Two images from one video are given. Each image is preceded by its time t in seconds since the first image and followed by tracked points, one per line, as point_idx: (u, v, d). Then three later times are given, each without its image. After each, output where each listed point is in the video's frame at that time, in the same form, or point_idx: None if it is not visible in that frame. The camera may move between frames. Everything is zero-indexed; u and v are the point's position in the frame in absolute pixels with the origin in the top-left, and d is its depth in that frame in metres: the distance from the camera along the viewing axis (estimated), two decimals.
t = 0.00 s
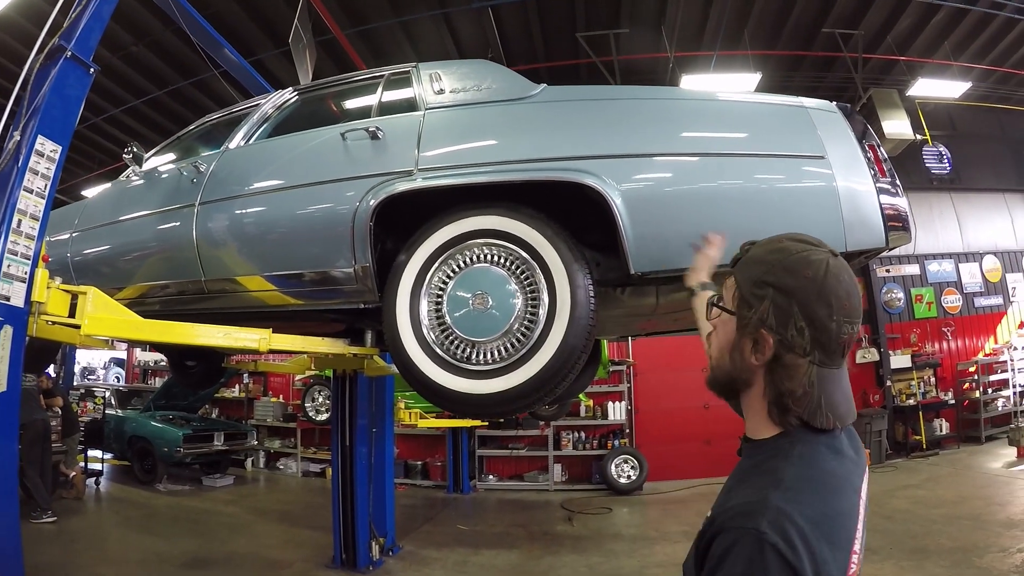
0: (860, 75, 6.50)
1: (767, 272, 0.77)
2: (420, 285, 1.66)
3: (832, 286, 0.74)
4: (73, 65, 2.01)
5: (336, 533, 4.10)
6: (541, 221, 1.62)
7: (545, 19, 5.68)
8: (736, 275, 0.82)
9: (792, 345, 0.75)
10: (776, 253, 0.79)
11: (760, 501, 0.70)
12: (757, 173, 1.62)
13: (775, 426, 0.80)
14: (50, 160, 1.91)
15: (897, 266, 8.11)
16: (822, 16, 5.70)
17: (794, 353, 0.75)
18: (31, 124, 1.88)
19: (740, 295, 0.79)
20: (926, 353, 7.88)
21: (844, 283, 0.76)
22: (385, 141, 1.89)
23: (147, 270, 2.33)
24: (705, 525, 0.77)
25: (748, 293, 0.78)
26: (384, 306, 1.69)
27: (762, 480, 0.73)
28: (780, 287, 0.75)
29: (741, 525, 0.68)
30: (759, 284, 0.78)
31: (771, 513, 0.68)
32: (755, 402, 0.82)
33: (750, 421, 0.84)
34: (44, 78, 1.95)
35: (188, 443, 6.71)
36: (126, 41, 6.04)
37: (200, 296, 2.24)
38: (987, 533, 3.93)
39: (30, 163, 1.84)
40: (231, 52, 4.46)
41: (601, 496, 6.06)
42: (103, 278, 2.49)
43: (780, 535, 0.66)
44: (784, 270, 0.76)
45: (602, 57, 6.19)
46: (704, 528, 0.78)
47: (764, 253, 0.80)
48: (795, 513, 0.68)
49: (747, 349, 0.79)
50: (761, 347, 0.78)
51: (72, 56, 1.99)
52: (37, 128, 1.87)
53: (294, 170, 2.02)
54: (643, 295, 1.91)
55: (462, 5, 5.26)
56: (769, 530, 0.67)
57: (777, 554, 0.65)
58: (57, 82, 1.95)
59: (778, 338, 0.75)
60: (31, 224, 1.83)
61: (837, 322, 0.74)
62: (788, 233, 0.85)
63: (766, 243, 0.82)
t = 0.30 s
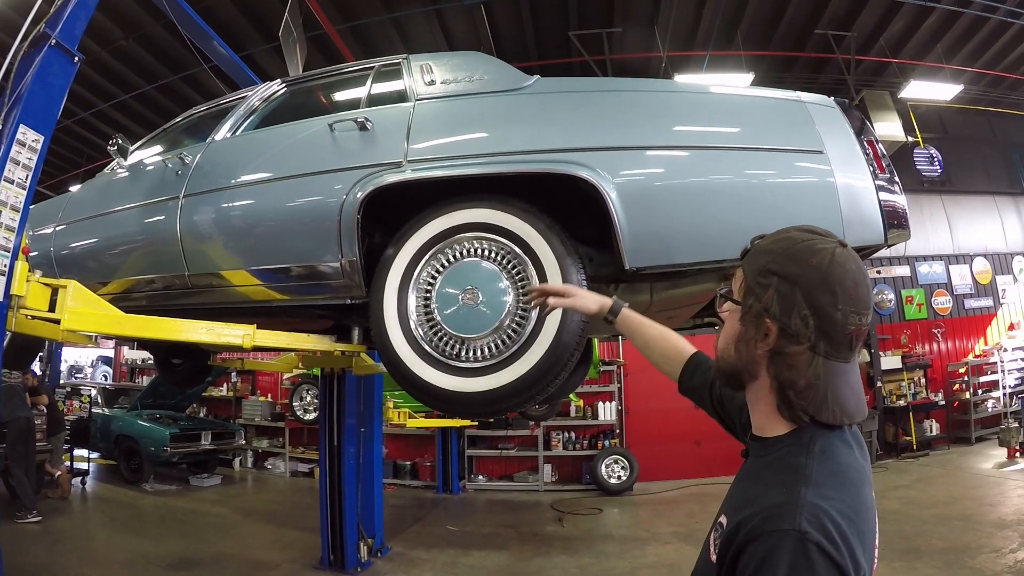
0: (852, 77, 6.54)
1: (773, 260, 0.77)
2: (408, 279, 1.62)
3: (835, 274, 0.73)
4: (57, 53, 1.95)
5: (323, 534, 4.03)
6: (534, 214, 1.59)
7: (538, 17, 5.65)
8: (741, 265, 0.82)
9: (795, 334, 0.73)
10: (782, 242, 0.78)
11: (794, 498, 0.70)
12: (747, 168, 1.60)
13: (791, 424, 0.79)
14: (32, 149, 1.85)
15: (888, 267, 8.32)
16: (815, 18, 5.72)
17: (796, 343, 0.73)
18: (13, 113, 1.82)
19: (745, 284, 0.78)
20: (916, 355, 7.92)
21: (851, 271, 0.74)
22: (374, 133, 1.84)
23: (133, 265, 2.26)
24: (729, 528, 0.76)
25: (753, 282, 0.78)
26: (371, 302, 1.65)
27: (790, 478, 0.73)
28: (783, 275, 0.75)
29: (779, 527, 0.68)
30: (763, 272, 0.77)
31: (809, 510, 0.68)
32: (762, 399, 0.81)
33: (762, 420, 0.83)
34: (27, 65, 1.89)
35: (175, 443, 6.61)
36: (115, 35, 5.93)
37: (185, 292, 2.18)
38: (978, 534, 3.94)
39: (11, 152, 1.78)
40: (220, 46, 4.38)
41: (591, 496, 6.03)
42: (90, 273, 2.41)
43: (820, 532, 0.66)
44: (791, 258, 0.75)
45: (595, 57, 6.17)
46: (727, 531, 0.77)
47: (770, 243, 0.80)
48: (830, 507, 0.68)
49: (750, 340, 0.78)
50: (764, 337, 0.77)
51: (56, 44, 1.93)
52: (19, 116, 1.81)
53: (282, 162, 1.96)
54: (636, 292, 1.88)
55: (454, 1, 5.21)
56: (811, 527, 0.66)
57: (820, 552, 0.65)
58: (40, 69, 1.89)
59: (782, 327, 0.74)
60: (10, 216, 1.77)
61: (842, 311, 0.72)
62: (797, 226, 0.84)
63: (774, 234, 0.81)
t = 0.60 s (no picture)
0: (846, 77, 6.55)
1: (803, 253, 0.78)
2: (397, 273, 1.57)
3: (860, 267, 0.78)
4: (42, 42, 1.90)
5: (311, 536, 3.98)
6: (526, 207, 1.55)
7: (532, 15, 5.61)
8: (762, 258, 0.81)
9: (835, 330, 0.76)
10: (805, 234, 0.80)
11: (809, 495, 0.71)
12: (740, 163, 1.57)
13: (799, 419, 0.83)
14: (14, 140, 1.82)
15: (881, 268, 8.38)
16: (810, 18, 5.72)
17: (839, 338, 0.76)
18: None
19: (777, 279, 0.78)
20: (908, 355, 7.94)
21: (865, 262, 0.80)
22: (363, 124, 1.80)
23: (119, 259, 2.20)
24: (741, 532, 0.76)
25: (784, 276, 0.78)
26: (358, 297, 1.60)
27: (802, 476, 0.74)
28: (819, 271, 0.76)
29: (797, 523, 0.68)
30: (794, 265, 0.78)
31: (825, 504, 0.69)
32: (778, 396, 0.84)
33: (771, 421, 0.86)
34: (10, 53, 1.84)
35: (163, 442, 6.51)
36: (105, 30, 5.82)
37: (172, 287, 2.12)
38: (972, 534, 3.94)
39: None
40: (211, 39, 4.30)
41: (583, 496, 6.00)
42: (76, 268, 2.33)
43: (839, 526, 0.67)
44: (822, 253, 0.77)
45: (588, 56, 6.15)
46: (738, 535, 0.77)
47: (790, 235, 0.81)
48: (845, 501, 0.70)
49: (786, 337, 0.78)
50: (801, 334, 0.78)
51: (41, 32, 1.89)
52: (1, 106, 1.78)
53: (269, 153, 1.92)
54: (631, 288, 1.84)
55: None
56: (829, 521, 0.67)
57: (843, 546, 0.66)
58: (24, 58, 1.85)
59: (824, 323, 0.75)
60: None
61: (866, 303, 0.78)
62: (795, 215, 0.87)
63: (786, 224, 0.83)
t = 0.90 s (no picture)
0: (842, 78, 6.57)
1: (810, 247, 0.78)
2: (390, 271, 1.55)
3: (868, 257, 0.77)
4: (31, 35, 1.97)
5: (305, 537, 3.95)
6: (522, 204, 1.53)
7: (528, 15, 5.60)
8: (768, 254, 0.81)
9: (847, 324, 0.75)
10: (812, 226, 0.79)
11: (820, 496, 0.69)
12: (735, 161, 1.55)
13: (810, 418, 0.81)
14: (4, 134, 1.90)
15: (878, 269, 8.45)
16: (807, 18, 5.73)
17: (852, 332, 0.75)
18: None
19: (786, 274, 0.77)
20: (904, 356, 7.96)
21: (874, 254, 0.79)
22: (356, 120, 1.77)
23: (111, 257, 2.16)
24: (748, 537, 0.74)
25: (792, 271, 0.77)
26: (351, 296, 1.57)
27: (813, 478, 0.72)
28: (827, 264, 0.76)
29: (804, 526, 0.66)
30: (802, 260, 0.77)
31: (836, 507, 0.67)
32: (788, 396, 0.82)
33: (779, 422, 0.84)
34: None
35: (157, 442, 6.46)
36: (100, 27, 5.77)
37: (164, 286, 2.08)
38: (970, 535, 3.94)
39: None
40: (206, 36, 4.25)
41: (578, 497, 5.98)
42: (69, 266, 2.29)
43: (848, 531, 0.65)
44: (829, 246, 0.77)
45: (584, 55, 6.14)
46: (745, 540, 0.75)
47: (796, 228, 0.80)
48: (856, 504, 0.67)
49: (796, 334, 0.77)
50: (813, 330, 0.76)
51: (31, 26, 1.96)
52: None
53: (260, 149, 1.89)
54: (628, 288, 1.82)
55: None
56: (838, 524, 0.65)
57: (850, 552, 0.63)
58: (14, 53, 1.91)
59: (835, 317, 0.74)
60: None
61: (876, 294, 0.77)
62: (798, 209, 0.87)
63: (790, 219, 0.82)
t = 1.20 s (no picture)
0: (839, 80, 6.59)
1: (797, 244, 0.79)
2: (386, 271, 1.53)
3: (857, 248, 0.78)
4: (24, 32, 1.95)
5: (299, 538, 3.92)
6: (519, 204, 1.51)
7: (524, 15, 5.59)
8: (756, 256, 0.83)
9: (841, 313, 0.74)
10: (797, 225, 0.81)
11: (836, 490, 0.67)
12: (731, 161, 1.54)
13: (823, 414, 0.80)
14: None
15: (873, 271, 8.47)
16: (804, 20, 5.74)
17: (846, 320, 0.75)
18: None
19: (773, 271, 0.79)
20: (899, 357, 7.98)
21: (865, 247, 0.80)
22: (352, 118, 1.76)
23: (105, 255, 2.13)
24: (760, 535, 0.72)
25: (780, 268, 0.79)
26: (346, 296, 1.56)
27: (825, 472, 0.71)
28: (813, 257, 0.77)
29: (820, 519, 0.65)
30: (789, 257, 0.79)
31: (852, 500, 0.65)
32: (794, 393, 0.81)
33: (786, 422, 0.82)
34: None
35: (151, 442, 6.41)
36: (95, 24, 5.72)
37: (157, 285, 2.06)
38: (966, 537, 3.94)
39: None
40: (201, 34, 4.22)
41: (573, 498, 5.97)
42: (62, 264, 2.26)
43: (866, 524, 0.63)
44: (815, 240, 0.78)
45: (581, 55, 6.13)
46: (757, 537, 0.73)
47: (781, 229, 0.82)
48: (872, 497, 0.66)
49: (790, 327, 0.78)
50: (806, 323, 0.77)
51: (24, 22, 1.93)
52: None
53: (254, 147, 1.87)
54: (626, 289, 1.81)
55: None
56: (855, 517, 0.64)
57: (867, 544, 0.62)
58: (6, 49, 1.89)
59: (826, 305, 0.74)
60: None
61: (870, 283, 0.77)
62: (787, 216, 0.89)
63: (776, 222, 0.84)
